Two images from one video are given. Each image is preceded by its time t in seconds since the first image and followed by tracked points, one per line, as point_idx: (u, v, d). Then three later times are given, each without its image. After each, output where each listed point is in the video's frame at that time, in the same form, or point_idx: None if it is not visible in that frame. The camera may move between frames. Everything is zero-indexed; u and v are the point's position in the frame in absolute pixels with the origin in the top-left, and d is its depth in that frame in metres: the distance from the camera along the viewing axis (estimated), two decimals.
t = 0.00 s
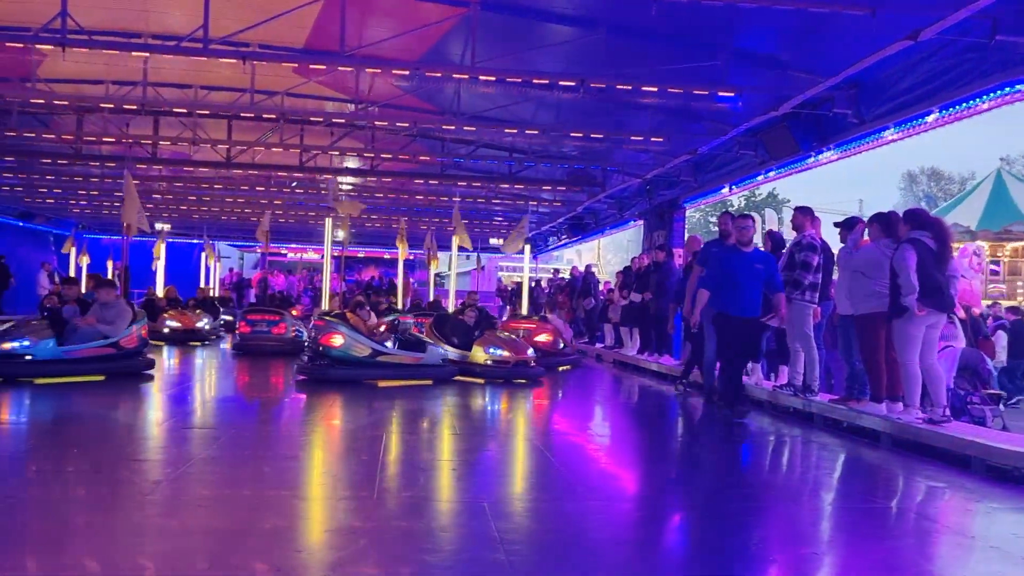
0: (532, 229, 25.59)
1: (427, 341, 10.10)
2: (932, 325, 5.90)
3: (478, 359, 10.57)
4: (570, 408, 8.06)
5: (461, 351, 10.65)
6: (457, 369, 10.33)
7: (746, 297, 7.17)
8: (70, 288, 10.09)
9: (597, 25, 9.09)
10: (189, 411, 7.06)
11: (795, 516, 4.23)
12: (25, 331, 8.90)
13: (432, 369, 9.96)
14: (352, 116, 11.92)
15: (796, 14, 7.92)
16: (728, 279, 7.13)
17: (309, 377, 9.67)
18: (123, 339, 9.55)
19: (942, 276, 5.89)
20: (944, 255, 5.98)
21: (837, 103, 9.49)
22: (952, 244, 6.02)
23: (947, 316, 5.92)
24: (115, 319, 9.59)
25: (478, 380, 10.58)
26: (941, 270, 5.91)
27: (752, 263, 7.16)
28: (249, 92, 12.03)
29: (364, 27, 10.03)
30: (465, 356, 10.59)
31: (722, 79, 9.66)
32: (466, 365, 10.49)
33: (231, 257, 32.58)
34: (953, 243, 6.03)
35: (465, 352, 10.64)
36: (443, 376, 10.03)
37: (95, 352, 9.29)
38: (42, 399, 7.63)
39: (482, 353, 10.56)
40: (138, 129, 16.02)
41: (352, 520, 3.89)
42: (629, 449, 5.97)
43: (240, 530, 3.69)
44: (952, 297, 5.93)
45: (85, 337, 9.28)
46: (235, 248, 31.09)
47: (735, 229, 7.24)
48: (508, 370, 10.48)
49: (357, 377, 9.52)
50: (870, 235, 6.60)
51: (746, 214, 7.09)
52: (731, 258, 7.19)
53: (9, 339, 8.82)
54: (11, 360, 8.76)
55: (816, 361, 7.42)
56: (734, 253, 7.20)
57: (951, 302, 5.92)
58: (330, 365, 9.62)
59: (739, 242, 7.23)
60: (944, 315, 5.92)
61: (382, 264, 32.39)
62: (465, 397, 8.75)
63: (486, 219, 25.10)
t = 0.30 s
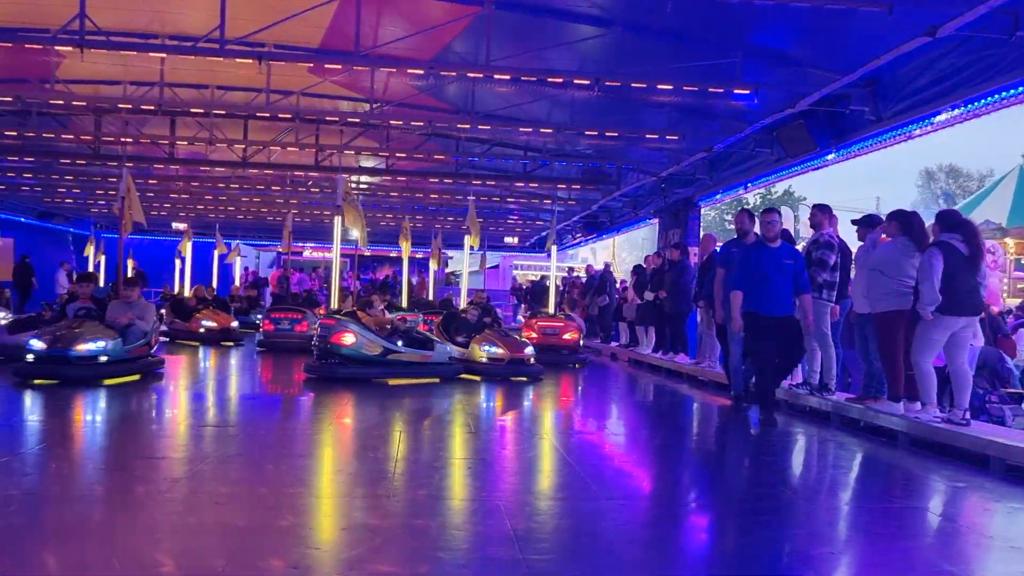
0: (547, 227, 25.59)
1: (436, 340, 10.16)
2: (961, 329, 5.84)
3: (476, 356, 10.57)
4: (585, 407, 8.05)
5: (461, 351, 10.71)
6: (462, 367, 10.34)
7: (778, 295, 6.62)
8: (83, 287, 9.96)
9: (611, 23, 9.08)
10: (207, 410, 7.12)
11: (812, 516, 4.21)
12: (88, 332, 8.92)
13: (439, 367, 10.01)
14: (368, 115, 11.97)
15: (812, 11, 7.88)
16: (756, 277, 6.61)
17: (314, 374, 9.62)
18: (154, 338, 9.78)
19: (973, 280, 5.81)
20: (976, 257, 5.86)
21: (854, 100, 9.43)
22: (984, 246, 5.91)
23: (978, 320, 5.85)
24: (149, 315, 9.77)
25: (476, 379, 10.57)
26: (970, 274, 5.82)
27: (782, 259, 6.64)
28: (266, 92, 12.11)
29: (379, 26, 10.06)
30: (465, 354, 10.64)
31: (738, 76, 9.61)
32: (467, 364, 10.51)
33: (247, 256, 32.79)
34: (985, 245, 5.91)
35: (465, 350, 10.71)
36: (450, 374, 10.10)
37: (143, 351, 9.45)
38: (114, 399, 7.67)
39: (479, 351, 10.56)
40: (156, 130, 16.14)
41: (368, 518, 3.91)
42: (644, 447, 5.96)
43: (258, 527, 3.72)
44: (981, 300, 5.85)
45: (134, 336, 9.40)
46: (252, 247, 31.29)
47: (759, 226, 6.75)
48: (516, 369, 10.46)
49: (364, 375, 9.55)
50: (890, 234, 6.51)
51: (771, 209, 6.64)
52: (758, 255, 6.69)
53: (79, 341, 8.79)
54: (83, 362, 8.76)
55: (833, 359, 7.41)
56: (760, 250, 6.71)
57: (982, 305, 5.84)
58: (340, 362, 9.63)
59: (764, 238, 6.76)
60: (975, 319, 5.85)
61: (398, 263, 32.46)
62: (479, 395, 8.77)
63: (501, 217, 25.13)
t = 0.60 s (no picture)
0: (559, 225, 25.56)
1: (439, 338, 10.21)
2: (979, 327, 5.81)
3: (471, 353, 10.67)
4: (599, 405, 8.03)
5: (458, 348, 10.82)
6: (464, 365, 10.39)
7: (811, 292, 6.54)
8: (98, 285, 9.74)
9: (623, 21, 9.06)
10: (221, 409, 7.14)
11: (826, 514, 4.20)
12: (151, 333, 9.00)
13: (442, 366, 10.08)
14: (380, 114, 11.99)
15: (826, 6, 7.82)
16: (788, 272, 6.58)
17: (319, 372, 9.63)
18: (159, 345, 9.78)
19: (992, 278, 5.78)
20: (995, 254, 5.81)
21: (868, 96, 9.37)
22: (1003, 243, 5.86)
23: (996, 318, 5.82)
24: (168, 313, 9.80)
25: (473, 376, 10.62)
26: (989, 272, 5.80)
27: (813, 254, 6.61)
28: (278, 92, 12.13)
29: (390, 25, 10.06)
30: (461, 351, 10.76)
31: (752, 73, 9.55)
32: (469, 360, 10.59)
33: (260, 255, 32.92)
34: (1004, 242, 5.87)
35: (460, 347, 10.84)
36: (454, 372, 10.16)
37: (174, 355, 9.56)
38: (178, 399, 7.71)
39: (472, 348, 10.66)
40: (169, 129, 16.21)
41: (383, 517, 3.92)
42: (657, 446, 5.94)
43: (273, 526, 3.74)
44: (999, 298, 5.82)
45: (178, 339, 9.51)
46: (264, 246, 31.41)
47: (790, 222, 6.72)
48: (517, 366, 10.53)
49: (369, 374, 9.57)
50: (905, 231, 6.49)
51: (808, 206, 6.69)
52: (790, 251, 6.66)
53: (148, 342, 8.88)
54: (151, 363, 8.85)
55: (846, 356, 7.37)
56: (793, 245, 6.68)
57: (1000, 302, 5.82)
58: (345, 361, 9.65)
59: (800, 231, 6.73)
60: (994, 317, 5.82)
61: (409, 261, 32.51)
62: (491, 394, 8.76)
63: (512, 216, 25.12)
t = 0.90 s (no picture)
0: (572, 225, 25.54)
1: (442, 338, 10.22)
2: (1001, 327, 5.77)
3: (471, 354, 10.74)
4: (612, 405, 7.99)
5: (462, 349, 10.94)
6: (469, 364, 10.38)
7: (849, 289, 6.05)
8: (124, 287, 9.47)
9: (636, 20, 9.05)
10: (236, 409, 7.18)
11: (841, 514, 4.18)
12: (210, 337, 9.04)
13: (446, 365, 10.08)
14: (393, 114, 12.03)
15: (841, 4, 7.77)
16: (822, 269, 6.09)
17: (324, 372, 9.66)
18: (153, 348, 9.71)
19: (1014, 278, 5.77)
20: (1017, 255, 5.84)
21: (883, 94, 9.31)
22: None
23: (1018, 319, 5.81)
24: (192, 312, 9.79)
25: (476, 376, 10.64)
26: (1012, 272, 5.79)
27: (852, 248, 6.08)
28: (293, 93, 12.17)
29: (404, 25, 10.08)
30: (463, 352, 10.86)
31: (766, 71, 9.52)
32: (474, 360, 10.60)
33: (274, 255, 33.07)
34: None
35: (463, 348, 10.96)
36: (458, 372, 10.16)
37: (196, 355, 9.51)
38: (206, 399, 7.73)
39: (472, 349, 10.73)
40: (184, 130, 16.31)
41: (397, 516, 3.93)
42: (670, 446, 5.90)
43: (288, 524, 3.76)
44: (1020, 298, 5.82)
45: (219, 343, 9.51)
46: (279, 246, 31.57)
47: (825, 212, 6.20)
48: (519, 366, 10.50)
49: (374, 373, 9.58)
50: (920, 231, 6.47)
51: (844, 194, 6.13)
52: (824, 245, 6.16)
53: (212, 344, 8.89)
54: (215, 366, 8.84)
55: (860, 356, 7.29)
56: (828, 238, 6.16)
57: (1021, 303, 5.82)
58: (349, 361, 9.67)
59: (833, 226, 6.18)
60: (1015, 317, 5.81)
61: (423, 261, 32.57)
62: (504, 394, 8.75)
63: (525, 215, 25.12)
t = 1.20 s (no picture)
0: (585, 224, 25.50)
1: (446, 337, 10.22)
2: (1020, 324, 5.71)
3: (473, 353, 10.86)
4: (626, 405, 7.95)
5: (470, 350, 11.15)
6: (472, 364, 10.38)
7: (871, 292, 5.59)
8: (167, 287, 9.09)
9: (650, 18, 9.02)
10: (252, 408, 7.21)
11: (858, 515, 4.15)
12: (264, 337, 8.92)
13: (450, 365, 10.07)
14: (406, 114, 12.06)
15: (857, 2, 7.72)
16: (839, 270, 5.70)
17: (328, 370, 9.70)
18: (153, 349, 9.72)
19: None
20: None
21: (899, 92, 9.24)
22: None
23: None
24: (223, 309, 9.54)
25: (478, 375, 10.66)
26: None
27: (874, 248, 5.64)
28: (306, 93, 12.19)
29: (417, 25, 10.09)
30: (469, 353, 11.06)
31: (781, 69, 9.46)
32: (482, 360, 10.61)
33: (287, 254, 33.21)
34: None
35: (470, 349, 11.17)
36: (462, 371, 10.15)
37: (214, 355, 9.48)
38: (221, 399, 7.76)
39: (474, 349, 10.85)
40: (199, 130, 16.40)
41: (410, 515, 3.94)
42: (683, 446, 5.87)
43: (304, 522, 3.78)
44: None
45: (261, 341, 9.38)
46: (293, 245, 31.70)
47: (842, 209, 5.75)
48: (521, 366, 10.49)
49: (378, 372, 9.60)
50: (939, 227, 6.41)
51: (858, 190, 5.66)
52: (843, 245, 5.73)
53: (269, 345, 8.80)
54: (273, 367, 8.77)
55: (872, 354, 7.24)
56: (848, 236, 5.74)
57: None
58: (352, 359, 9.69)
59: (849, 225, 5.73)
60: None
61: (436, 260, 32.62)
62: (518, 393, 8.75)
63: (538, 214, 25.10)
